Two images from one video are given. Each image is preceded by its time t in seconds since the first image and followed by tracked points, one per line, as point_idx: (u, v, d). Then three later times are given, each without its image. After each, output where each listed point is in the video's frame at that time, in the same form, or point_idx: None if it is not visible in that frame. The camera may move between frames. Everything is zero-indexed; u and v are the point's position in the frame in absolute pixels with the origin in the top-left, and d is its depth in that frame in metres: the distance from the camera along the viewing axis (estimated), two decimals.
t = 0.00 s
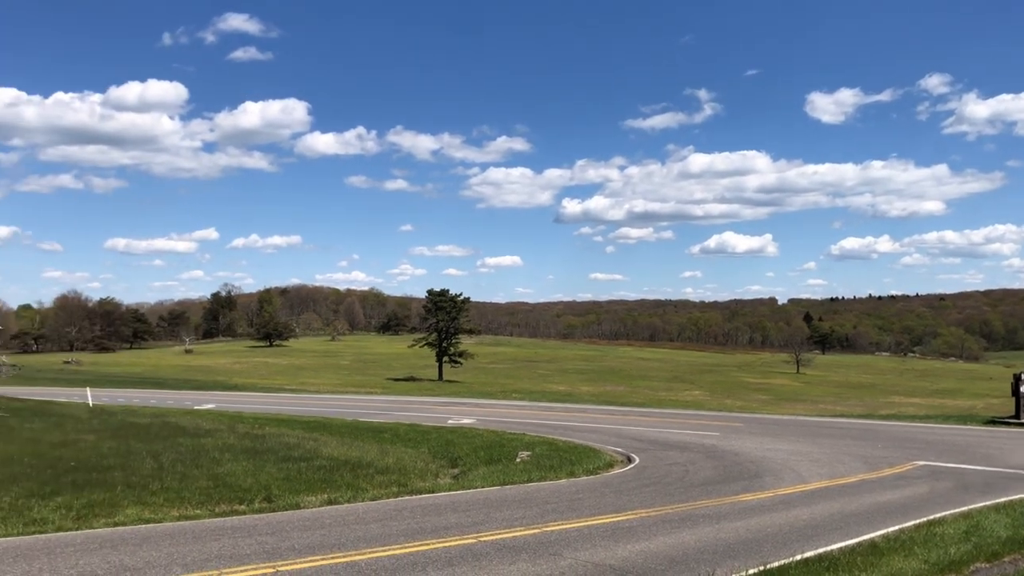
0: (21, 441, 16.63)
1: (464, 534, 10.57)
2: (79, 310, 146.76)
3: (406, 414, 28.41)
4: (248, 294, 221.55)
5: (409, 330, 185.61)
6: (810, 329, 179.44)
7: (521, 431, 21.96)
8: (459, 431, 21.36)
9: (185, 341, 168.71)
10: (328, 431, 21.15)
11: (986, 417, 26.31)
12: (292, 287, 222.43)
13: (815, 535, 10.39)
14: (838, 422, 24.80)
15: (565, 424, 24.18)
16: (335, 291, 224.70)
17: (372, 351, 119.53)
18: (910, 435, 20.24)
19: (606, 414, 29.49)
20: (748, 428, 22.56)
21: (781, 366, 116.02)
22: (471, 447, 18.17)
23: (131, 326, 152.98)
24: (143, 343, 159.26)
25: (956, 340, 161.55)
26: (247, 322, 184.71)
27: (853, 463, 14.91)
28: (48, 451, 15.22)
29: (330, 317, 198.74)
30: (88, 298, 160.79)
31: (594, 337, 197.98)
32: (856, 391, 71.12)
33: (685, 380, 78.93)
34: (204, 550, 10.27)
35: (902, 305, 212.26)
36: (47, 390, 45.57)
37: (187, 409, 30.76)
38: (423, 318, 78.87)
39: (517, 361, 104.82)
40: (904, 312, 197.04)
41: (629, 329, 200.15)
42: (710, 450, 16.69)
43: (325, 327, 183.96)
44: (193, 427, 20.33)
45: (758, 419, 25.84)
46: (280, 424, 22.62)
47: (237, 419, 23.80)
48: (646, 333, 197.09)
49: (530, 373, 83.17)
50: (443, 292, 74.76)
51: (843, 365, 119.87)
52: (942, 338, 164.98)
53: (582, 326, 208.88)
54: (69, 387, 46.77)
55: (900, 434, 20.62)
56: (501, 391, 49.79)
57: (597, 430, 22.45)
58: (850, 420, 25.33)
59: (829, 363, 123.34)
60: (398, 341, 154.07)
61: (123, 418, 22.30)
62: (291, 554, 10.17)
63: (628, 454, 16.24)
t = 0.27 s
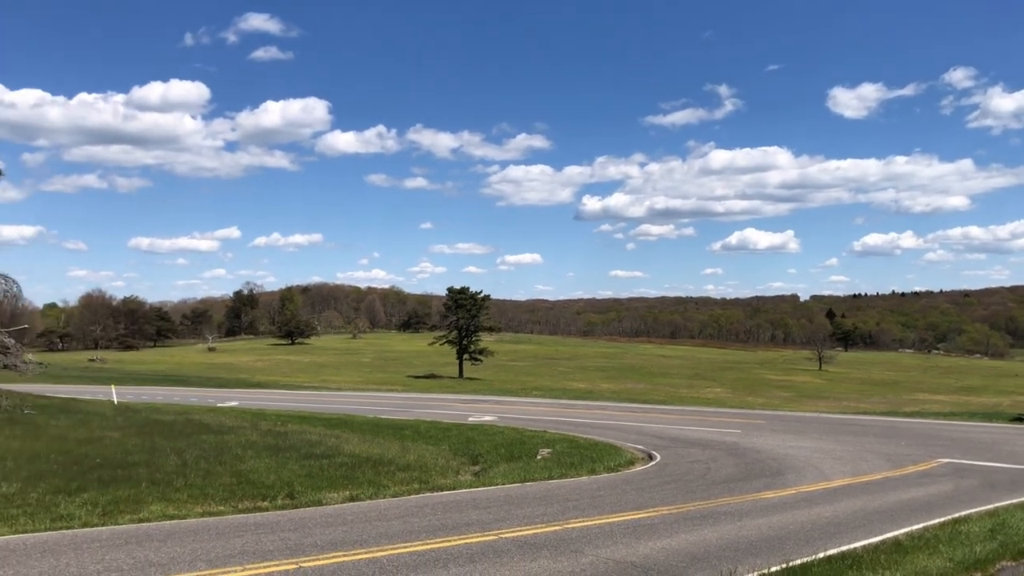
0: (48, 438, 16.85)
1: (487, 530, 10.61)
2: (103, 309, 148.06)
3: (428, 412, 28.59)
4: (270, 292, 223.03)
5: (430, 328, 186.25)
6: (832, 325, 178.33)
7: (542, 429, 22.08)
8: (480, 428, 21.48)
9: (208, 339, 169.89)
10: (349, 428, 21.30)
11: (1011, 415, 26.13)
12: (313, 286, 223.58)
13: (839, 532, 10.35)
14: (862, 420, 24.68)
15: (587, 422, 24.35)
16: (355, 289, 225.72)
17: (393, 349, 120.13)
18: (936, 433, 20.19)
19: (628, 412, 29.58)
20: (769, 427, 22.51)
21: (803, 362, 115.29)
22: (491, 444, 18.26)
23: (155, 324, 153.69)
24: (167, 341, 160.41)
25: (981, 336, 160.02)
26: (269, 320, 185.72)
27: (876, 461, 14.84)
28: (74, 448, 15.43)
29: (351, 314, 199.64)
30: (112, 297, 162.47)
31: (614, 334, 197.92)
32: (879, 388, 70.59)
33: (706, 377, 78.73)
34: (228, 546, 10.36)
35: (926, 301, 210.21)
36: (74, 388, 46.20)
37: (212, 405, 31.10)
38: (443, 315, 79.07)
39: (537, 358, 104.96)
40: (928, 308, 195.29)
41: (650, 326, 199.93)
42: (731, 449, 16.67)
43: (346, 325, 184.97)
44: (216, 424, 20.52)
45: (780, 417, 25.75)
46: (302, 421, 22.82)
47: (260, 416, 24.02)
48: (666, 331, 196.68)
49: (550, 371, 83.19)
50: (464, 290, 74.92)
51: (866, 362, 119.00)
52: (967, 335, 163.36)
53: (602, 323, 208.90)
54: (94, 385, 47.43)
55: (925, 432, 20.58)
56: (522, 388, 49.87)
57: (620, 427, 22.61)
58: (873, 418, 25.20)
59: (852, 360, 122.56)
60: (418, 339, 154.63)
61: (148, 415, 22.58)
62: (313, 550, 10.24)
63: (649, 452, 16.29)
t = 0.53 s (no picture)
0: (70, 435, 17.05)
1: (504, 526, 10.66)
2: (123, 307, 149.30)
3: (446, 410, 28.78)
4: (288, 290, 224.28)
5: (447, 325, 186.85)
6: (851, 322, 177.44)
7: (559, 426, 22.14)
8: (497, 425, 21.57)
9: (227, 337, 170.91)
10: (368, 425, 21.45)
11: None
12: (331, 283, 224.47)
13: (858, 531, 10.33)
14: (882, 418, 24.54)
15: (605, 420, 24.43)
16: (372, 287, 226.72)
17: (410, 346, 120.65)
18: (956, 431, 20.12)
19: (646, 409, 29.61)
20: (787, 424, 22.45)
21: (822, 360, 114.49)
22: (509, 441, 18.31)
23: (175, 322, 153.69)
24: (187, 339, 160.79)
25: (1003, 334, 158.68)
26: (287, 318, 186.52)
27: (896, 458, 14.80)
28: (95, 444, 15.62)
29: (368, 312, 200.43)
30: (132, 295, 163.93)
31: (632, 332, 197.84)
32: (899, 385, 70.20)
33: (724, 374, 78.57)
34: (247, 542, 10.43)
35: (947, 298, 208.58)
36: (96, 385, 46.79)
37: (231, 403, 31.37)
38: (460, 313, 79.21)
39: (554, 356, 105.12)
40: (948, 306, 193.81)
41: (667, 323, 199.70)
42: (749, 446, 16.66)
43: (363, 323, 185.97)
44: (236, 421, 20.71)
45: (799, 415, 25.67)
46: (322, 419, 22.98)
47: (278, 413, 24.21)
48: (684, 328, 196.37)
49: (567, 369, 83.15)
50: (481, 287, 75.03)
51: (885, 359, 118.30)
52: (988, 332, 162.08)
53: (619, 321, 208.89)
54: (116, 382, 48.03)
55: (946, 430, 20.50)
56: (539, 386, 49.98)
57: (637, 425, 22.69)
58: (894, 416, 25.05)
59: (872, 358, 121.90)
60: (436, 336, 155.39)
61: (167, 412, 22.82)
62: (332, 547, 10.31)
63: (667, 449, 16.33)
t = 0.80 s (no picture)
0: (91, 434, 17.20)
1: (521, 526, 10.67)
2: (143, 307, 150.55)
3: (465, 410, 28.88)
4: (306, 290, 225.42)
5: (464, 326, 187.22)
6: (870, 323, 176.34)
7: (576, 426, 22.19)
8: (514, 425, 21.60)
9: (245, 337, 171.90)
10: (387, 425, 21.54)
11: None
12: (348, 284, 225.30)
13: (878, 532, 10.27)
14: (902, 418, 24.33)
15: (623, 420, 24.45)
16: (390, 287, 227.54)
17: (428, 346, 120.94)
18: (977, 432, 20.00)
19: (663, 410, 29.59)
20: (806, 425, 22.33)
21: (841, 360, 113.63)
22: (526, 442, 18.34)
23: (195, 322, 155.01)
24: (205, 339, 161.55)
25: None
26: (305, 318, 187.28)
27: (916, 460, 14.70)
28: (116, 444, 15.76)
29: (385, 312, 201.11)
30: (151, 295, 165.35)
31: (649, 332, 197.64)
32: (921, 386, 69.64)
33: (742, 375, 78.28)
34: (266, 542, 10.49)
35: (968, 298, 206.73)
36: (117, 384, 47.30)
37: (251, 402, 31.62)
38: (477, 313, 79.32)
39: (571, 356, 105.12)
40: (970, 306, 192.10)
41: (685, 324, 199.36)
42: (767, 447, 16.62)
43: (380, 322, 186.64)
44: (255, 420, 20.82)
45: (818, 416, 25.58)
46: (340, 418, 23.11)
47: (296, 413, 24.36)
48: (702, 328, 196.03)
49: (584, 369, 83.04)
50: (497, 287, 75.09)
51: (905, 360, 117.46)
52: (1010, 333, 160.53)
53: (637, 321, 208.77)
54: (136, 381, 48.52)
55: (967, 431, 20.37)
56: (557, 386, 49.96)
57: (654, 426, 22.69)
58: (914, 417, 24.83)
59: (892, 358, 121.01)
60: (452, 336, 155.79)
61: (186, 411, 23.01)
62: (350, 546, 10.34)
63: (684, 450, 16.34)
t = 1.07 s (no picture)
0: (113, 434, 17.37)
1: (540, 528, 10.68)
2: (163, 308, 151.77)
3: (483, 412, 29.00)
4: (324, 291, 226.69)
5: (481, 327, 187.61)
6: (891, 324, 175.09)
7: (594, 428, 22.25)
8: (532, 427, 21.62)
9: (264, 338, 173.02)
10: (405, 426, 21.66)
11: None
12: (366, 285, 226.19)
13: (899, 535, 10.22)
14: (923, 421, 24.18)
15: (641, 422, 24.48)
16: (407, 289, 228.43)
17: (445, 347, 121.27)
18: (999, 434, 19.87)
19: (681, 412, 29.60)
20: (825, 428, 22.27)
21: (861, 361, 112.83)
22: (544, 443, 18.38)
23: (214, 323, 156.43)
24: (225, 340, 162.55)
25: None
26: (324, 319, 188.04)
27: (937, 462, 14.66)
28: (137, 444, 15.89)
29: (403, 313, 201.97)
30: (171, 296, 166.78)
31: (668, 334, 197.35)
32: (943, 388, 69.05)
33: (761, 376, 77.98)
34: (285, 542, 10.55)
35: (990, 299, 204.66)
36: (138, 385, 47.82)
37: (271, 404, 31.88)
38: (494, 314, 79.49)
39: (589, 357, 105.11)
40: (992, 307, 190.26)
41: (704, 325, 199.02)
42: (786, 450, 16.61)
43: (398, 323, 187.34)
44: (274, 422, 20.97)
45: (837, 418, 25.50)
46: (358, 419, 23.26)
47: (315, 414, 24.54)
48: (721, 329, 195.50)
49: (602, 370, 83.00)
50: (515, 289, 75.20)
51: (927, 362, 116.47)
52: None
53: (655, 322, 208.63)
54: (157, 382, 49.07)
55: (989, 434, 20.25)
56: (574, 388, 49.99)
57: (672, 427, 22.71)
58: (937, 420, 24.66)
59: (914, 360, 120.03)
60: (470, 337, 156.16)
61: (206, 413, 23.21)
62: (368, 547, 10.38)
63: (703, 452, 16.35)
